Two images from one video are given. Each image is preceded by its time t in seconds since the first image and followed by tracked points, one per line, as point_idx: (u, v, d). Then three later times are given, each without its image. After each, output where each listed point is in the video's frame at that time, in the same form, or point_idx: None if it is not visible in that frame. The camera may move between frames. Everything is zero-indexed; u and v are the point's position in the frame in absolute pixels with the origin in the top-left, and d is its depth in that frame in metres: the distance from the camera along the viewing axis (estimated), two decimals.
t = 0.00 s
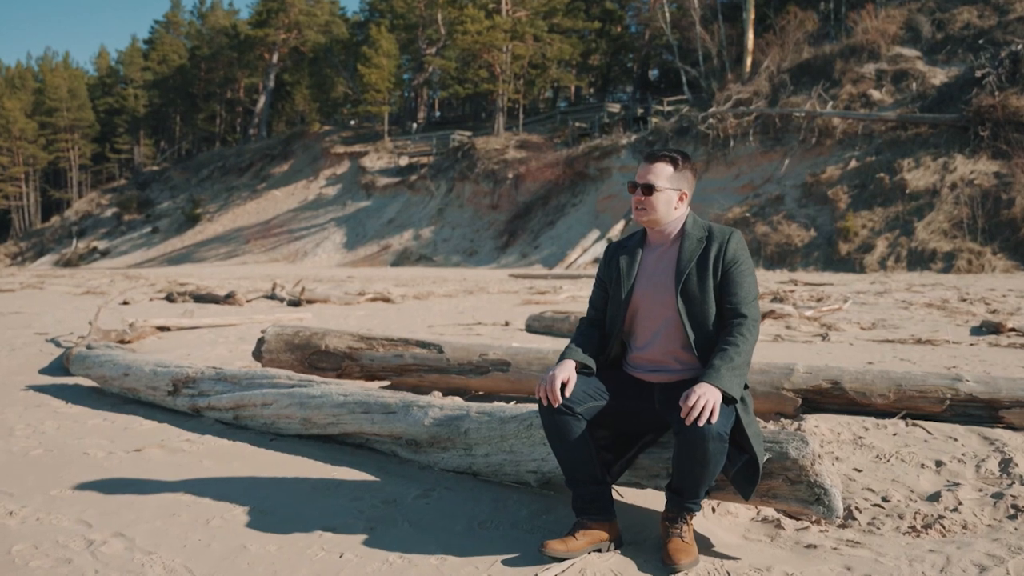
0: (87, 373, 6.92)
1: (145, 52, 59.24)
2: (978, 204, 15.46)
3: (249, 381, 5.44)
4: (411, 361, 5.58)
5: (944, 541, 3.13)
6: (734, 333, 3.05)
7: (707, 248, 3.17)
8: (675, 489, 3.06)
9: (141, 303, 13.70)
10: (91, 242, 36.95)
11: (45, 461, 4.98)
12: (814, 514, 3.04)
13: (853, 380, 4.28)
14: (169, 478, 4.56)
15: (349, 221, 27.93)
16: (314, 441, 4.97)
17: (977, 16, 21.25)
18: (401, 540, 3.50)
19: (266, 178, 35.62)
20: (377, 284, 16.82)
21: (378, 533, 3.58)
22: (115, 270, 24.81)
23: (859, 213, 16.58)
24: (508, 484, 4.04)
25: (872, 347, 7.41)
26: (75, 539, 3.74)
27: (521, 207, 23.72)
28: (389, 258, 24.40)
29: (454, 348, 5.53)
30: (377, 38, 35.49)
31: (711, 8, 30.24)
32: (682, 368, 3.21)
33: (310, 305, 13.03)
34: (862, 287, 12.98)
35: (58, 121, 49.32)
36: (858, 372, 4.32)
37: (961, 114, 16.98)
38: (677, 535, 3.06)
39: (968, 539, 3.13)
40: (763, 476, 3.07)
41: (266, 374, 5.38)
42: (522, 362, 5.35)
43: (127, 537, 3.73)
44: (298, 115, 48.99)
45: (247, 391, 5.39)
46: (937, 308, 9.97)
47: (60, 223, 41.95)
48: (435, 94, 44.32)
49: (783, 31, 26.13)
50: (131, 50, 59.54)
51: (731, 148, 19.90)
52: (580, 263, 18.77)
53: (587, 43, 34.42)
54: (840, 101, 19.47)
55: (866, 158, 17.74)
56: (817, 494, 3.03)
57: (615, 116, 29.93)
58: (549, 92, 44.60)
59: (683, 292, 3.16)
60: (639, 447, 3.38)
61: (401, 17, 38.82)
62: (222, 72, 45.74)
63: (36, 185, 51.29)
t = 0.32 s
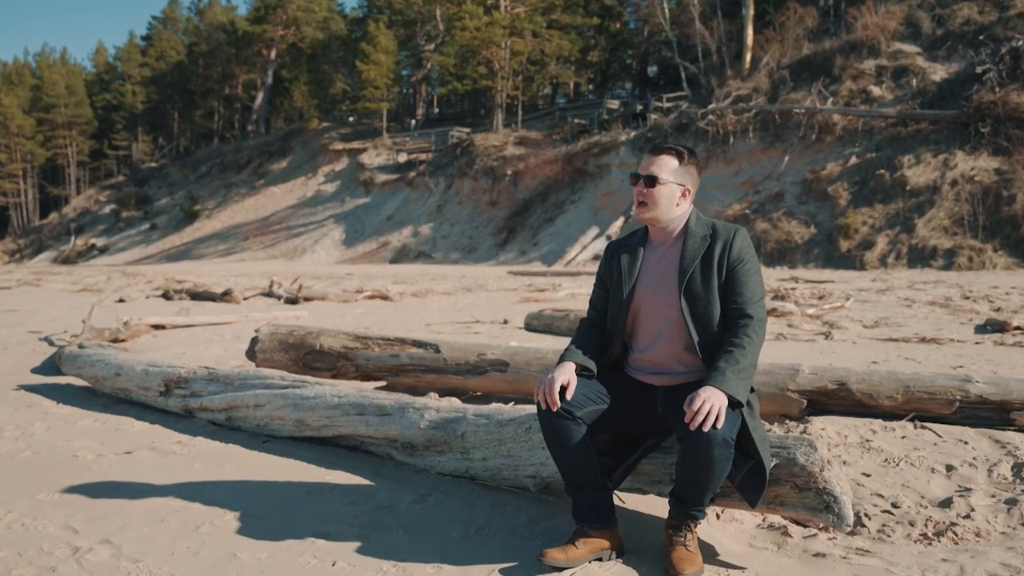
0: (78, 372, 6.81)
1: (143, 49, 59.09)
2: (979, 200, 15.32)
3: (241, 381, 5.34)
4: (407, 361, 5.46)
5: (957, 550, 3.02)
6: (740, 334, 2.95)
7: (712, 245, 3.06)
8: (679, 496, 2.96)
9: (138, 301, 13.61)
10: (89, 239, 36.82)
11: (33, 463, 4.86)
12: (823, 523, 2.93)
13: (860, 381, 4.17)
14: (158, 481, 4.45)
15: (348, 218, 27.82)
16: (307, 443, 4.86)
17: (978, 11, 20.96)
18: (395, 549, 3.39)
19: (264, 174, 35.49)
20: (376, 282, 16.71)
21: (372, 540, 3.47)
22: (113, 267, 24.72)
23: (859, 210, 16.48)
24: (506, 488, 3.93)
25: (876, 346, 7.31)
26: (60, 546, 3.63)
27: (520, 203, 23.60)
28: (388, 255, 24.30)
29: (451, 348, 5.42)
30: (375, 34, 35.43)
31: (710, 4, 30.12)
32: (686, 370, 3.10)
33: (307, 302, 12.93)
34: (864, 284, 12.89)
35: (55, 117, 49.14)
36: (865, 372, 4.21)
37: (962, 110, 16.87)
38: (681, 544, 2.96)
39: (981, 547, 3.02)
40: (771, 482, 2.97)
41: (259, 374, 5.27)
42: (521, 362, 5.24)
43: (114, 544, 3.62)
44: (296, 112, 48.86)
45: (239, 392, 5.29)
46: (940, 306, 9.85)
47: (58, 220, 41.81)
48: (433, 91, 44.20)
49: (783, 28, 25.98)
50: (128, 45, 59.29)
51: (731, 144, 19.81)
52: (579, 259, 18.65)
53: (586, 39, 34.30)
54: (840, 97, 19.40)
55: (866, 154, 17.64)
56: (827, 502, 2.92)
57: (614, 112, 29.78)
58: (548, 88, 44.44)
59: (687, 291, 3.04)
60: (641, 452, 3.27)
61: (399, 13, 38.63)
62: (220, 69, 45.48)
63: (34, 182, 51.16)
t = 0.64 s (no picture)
0: (69, 373, 6.70)
1: (142, 46, 58.94)
2: (980, 198, 15.22)
3: (234, 383, 5.24)
4: (403, 362, 5.35)
5: (972, 560, 2.91)
6: (747, 337, 2.84)
7: (718, 245, 2.95)
8: (683, 505, 2.85)
9: (134, 299, 13.49)
10: (87, 237, 36.66)
11: (21, 467, 4.76)
12: (833, 532, 2.82)
13: (868, 384, 4.06)
14: (148, 487, 4.33)
15: (346, 215, 27.71)
16: (301, 446, 4.75)
17: (979, 8, 20.79)
18: (389, 558, 3.28)
19: (263, 172, 35.34)
20: (374, 280, 16.59)
21: (365, 550, 3.36)
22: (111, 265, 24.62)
23: (859, 207, 16.37)
24: (504, 495, 3.82)
25: (880, 345, 7.20)
26: (44, 554, 3.52)
27: (519, 201, 23.48)
28: (386, 252, 24.19)
29: (448, 349, 5.32)
30: (374, 31, 35.28)
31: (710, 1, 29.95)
32: (690, 374, 3.00)
33: (305, 301, 12.81)
34: (866, 283, 12.78)
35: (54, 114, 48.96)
36: (873, 374, 4.11)
37: (963, 108, 16.77)
38: (686, 555, 2.86)
39: (996, 558, 2.91)
40: (779, 491, 2.85)
41: (252, 376, 5.17)
42: (520, 364, 5.13)
43: (99, 552, 3.51)
44: (295, 109, 48.70)
45: (232, 393, 5.19)
46: (943, 305, 9.74)
47: (57, 217, 41.68)
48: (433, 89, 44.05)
49: (783, 25, 25.86)
50: (127, 43, 59.13)
51: (731, 142, 19.73)
52: (579, 257, 18.53)
53: (586, 36, 34.15)
54: (840, 95, 19.31)
55: (867, 151, 17.53)
56: (836, 511, 2.80)
57: (614, 110, 29.63)
58: (547, 86, 44.28)
59: (691, 292, 2.93)
60: (643, 459, 3.15)
61: (398, 10, 38.44)
62: (219, 66, 45.43)
63: (32, 179, 51.03)
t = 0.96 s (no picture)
0: (60, 373, 6.61)
1: (140, 43, 58.80)
2: (981, 197, 15.10)
3: (227, 384, 5.16)
4: (399, 363, 5.24)
5: (985, 572, 2.80)
6: (753, 341, 2.74)
7: (722, 245, 2.85)
8: (687, 514, 2.75)
9: (131, 298, 13.38)
10: (86, 235, 36.49)
11: (7, 471, 4.66)
12: (843, 544, 2.71)
13: (874, 387, 3.97)
14: (137, 492, 4.22)
15: (345, 213, 27.60)
16: (294, 451, 4.66)
17: (980, 6, 20.70)
18: (382, 568, 3.18)
19: (262, 169, 35.19)
20: (372, 278, 16.48)
21: (357, 560, 3.26)
22: (110, 264, 24.48)
23: (859, 205, 16.26)
24: (502, 501, 3.72)
25: (883, 345, 7.09)
26: (28, 563, 3.42)
27: (518, 199, 23.35)
28: (385, 251, 24.07)
29: (446, 350, 5.22)
30: (372, 29, 35.11)
31: None
32: (694, 378, 2.90)
33: (302, 300, 12.68)
34: (867, 282, 12.68)
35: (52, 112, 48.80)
36: (879, 376, 4.02)
37: (963, 106, 16.67)
38: (690, 566, 2.76)
39: (1011, 571, 2.80)
40: (787, 500, 2.75)
41: (245, 377, 5.07)
42: (518, 365, 5.04)
43: (84, 561, 3.41)
44: (294, 107, 48.55)
45: (224, 396, 5.10)
46: (947, 304, 9.62)
47: (56, 215, 41.55)
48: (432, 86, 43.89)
49: (783, 22, 25.74)
50: (126, 41, 59.00)
51: (730, 140, 19.68)
52: (578, 256, 18.42)
53: (585, 34, 34.00)
54: (840, 92, 19.23)
55: (867, 149, 17.42)
56: (847, 521, 2.70)
57: (613, 107, 29.49)
58: (546, 83, 44.12)
59: (695, 294, 2.83)
60: (645, 465, 3.05)
61: (397, 8, 38.28)
62: (218, 63, 45.32)
63: (30, 177, 50.91)
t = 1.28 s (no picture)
0: (52, 375, 6.51)
1: (138, 41, 58.60)
2: (981, 194, 15.00)
3: (220, 387, 5.07)
4: (396, 365, 5.16)
5: None
6: (758, 344, 2.65)
7: (726, 246, 2.76)
8: (692, 524, 2.65)
9: (127, 297, 13.28)
10: (84, 233, 36.35)
11: None
12: (853, 555, 2.62)
13: (880, 390, 3.87)
14: (128, 497, 4.13)
15: (344, 211, 27.50)
16: (288, 455, 4.57)
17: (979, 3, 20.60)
18: None
19: (260, 167, 35.03)
20: (371, 276, 16.38)
21: (351, 570, 3.17)
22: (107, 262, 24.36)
23: (859, 203, 16.16)
24: (500, 508, 3.63)
25: (887, 345, 7.00)
26: (12, 572, 3.33)
27: (516, 196, 23.25)
28: (384, 249, 23.96)
29: (443, 352, 5.14)
30: (371, 26, 34.96)
31: None
32: (697, 384, 2.80)
33: (299, 298, 12.57)
34: (868, 280, 12.59)
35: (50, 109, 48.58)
36: (886, 379, 3.92)
37: (963, 103, 16.57)
38: None
39: None
40: (795, 509, 2.66)
41: (238, 380, 4.99)
42: (516, 367, 4.95)
43: (71, 571, 3.31)
44: (292, 105, 48.42)
45: (217, 398, 5.02)
46: (949, 303, 9.54)
47: (54, 213, 41.35)
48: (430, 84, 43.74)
49: (782, 19, 25.63)
50: (124, 38, 58.79)
51: (730, 137, 19.61)
52: (577, 254, 18.32)
53: (583, 31, 33.89)
54: (840, 90, 19.16)
55: (867, 147, 17.33)
56: (856, 531, 2.61)
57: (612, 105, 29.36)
58: (545, 81, 43.94)
59: (699, 296, 2.74)
60: (647, 473, 2.96)
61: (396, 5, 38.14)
62: (216, 61, 45.14)
63: (28, 174, 50.76)
